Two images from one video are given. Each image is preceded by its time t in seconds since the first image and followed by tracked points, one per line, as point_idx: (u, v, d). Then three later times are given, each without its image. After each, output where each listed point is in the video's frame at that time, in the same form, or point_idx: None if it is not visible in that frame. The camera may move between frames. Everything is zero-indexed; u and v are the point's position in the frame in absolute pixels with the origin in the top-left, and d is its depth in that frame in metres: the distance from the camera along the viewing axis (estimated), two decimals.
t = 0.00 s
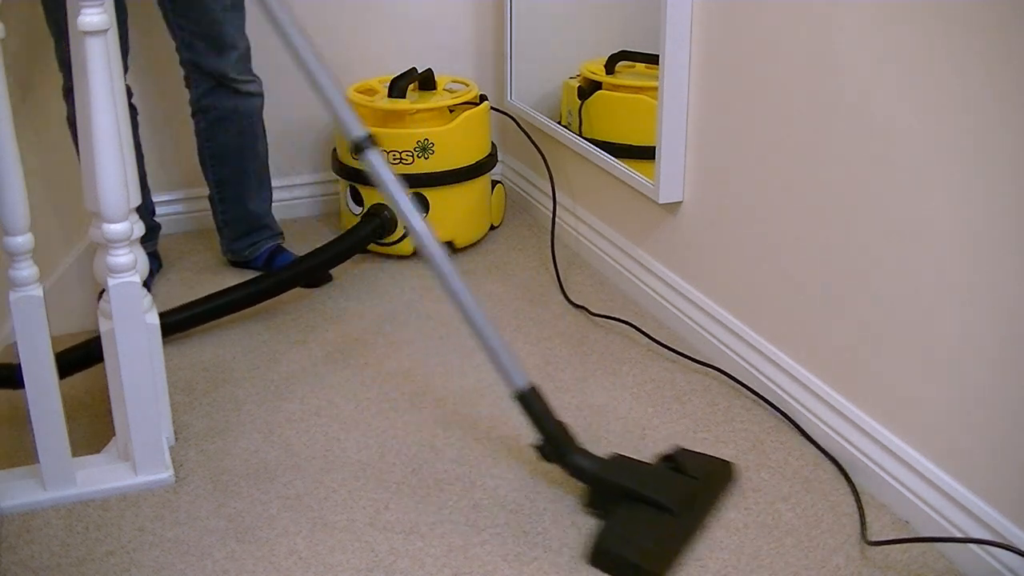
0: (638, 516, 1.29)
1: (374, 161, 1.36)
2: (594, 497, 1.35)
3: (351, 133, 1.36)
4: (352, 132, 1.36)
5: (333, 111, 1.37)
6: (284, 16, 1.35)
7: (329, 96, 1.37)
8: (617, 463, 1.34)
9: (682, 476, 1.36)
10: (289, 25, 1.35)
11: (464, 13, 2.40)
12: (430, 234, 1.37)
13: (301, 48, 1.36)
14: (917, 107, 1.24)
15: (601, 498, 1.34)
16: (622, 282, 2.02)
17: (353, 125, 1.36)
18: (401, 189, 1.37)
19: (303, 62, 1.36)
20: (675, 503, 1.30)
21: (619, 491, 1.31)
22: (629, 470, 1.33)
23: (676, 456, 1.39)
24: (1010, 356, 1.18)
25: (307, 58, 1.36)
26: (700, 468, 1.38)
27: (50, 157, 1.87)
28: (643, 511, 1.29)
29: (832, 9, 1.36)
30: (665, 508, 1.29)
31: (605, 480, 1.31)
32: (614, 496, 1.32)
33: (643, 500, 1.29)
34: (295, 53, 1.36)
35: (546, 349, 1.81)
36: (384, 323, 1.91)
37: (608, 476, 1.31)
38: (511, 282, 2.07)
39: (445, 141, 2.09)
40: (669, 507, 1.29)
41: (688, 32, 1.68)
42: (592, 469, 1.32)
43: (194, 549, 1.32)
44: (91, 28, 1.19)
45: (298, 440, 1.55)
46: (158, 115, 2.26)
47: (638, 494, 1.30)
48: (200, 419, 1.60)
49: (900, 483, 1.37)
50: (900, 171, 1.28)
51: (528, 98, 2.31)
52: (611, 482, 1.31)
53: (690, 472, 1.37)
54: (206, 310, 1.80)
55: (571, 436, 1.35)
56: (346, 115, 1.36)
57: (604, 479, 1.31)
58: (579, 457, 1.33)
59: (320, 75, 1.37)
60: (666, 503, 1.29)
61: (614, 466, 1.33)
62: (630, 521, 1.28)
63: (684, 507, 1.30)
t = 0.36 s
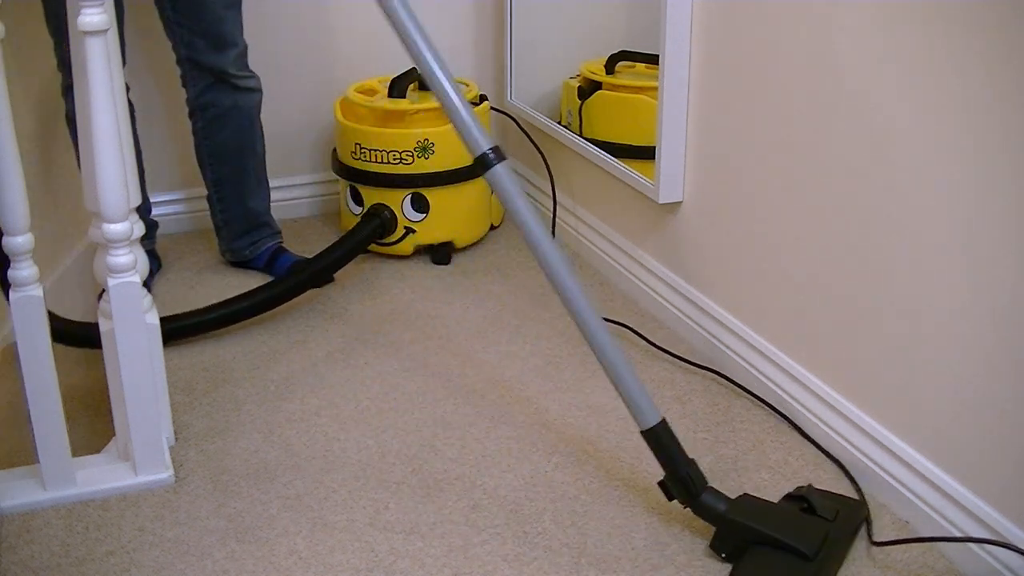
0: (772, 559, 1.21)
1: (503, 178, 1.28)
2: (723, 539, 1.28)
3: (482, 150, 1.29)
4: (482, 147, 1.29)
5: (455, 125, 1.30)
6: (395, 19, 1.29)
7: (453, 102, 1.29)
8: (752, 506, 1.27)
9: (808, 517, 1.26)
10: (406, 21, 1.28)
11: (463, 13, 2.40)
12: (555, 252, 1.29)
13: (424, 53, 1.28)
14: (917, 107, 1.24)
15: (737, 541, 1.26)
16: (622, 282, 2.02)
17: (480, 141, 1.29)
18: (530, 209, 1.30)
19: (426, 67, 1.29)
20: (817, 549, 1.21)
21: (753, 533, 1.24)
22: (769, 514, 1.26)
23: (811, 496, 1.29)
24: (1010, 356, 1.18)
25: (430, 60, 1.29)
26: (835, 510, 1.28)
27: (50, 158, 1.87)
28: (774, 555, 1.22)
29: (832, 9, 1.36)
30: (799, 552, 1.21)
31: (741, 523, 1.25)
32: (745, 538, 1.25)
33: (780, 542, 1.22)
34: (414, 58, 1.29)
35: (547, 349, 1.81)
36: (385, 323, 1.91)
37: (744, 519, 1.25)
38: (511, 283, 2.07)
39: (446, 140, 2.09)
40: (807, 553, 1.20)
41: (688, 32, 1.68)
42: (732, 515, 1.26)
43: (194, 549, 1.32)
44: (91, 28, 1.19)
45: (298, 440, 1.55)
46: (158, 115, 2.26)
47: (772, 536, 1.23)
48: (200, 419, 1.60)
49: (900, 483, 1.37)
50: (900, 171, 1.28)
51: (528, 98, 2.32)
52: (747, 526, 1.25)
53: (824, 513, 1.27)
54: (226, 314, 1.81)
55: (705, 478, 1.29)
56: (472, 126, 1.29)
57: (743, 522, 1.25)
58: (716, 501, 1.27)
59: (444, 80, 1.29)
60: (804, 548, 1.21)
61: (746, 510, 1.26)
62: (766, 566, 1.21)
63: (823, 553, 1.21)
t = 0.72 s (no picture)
0: (588, 506, 1.32)
1: (318, 156, 1.39)
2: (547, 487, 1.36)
3: (295, 133, 1.39)
4: (294, 127, 1.39)
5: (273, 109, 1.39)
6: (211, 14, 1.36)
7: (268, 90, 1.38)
8: (569, 453, 1.34)
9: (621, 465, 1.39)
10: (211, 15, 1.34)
11: (464, 13, 2.40)
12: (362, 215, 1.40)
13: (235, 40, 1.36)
14: (917, 107, 1.24)
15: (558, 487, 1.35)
16: (622, 282, 2.02)
17: (293, 124, 1.39)
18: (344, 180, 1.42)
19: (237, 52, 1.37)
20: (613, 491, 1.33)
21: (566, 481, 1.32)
22: (582, 462, 1.33)
23: (620, 448, 1.43)
24: (1010, 356, 1.17)
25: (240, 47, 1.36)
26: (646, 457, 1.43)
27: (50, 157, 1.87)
28: (592, 501, 1.32)
29: (832, 9, 1.36)
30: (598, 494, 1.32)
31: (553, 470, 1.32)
32: (563, 483, 1.34)
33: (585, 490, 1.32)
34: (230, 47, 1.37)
35: (546, 349, 1.81)
36: (384, 323, 1.91)
37: (559, 466, 1.32)
38: (511, 283, 2.07)
39: (446, 138, 2.08)
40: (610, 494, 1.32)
41: (688, 32, 1.68)
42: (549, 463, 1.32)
43: (194, 549, 1.32)
44: (91, 28, 1.19)
45: (298, 440, 1.55)
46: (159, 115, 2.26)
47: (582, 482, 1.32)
48: (199, 419, 1.60)
49: (900, 483, 1.37)
50: (901, 171, 1.28)
51: (529, 98, 2.31)
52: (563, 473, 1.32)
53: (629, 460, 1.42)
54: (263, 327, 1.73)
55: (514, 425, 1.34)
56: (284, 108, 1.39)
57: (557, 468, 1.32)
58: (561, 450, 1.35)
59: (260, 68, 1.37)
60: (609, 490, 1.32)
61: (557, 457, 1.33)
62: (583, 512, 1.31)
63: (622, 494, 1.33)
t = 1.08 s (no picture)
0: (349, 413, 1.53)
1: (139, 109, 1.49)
2: (309, 391, 1.55)
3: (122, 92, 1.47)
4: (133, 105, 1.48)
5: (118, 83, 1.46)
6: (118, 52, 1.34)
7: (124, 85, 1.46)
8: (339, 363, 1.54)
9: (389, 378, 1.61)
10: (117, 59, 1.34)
11: (464, 14, 2.40)
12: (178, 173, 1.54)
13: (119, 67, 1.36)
14: (918, 107, 1.24)
15: (321, 391, 1.55)
16: (622, 282, 2.02)
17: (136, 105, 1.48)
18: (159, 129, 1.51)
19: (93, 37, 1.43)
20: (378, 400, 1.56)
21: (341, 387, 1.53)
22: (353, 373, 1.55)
23: (387, 362, 1.64)
24: (1011, 356, 1.17)
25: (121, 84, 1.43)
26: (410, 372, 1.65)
27: (49, 158, 1.87)
28: (354, 405, 1.54)
29: (831, 9, 1.36)
30: (364, 403, 1.55)
31: (331, 378, 1.52)
32: (333, 390, 1.54)
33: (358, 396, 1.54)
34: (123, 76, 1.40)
35: (546, 348, 1.81)
36: (384, 323, 1.91)
37: (340, 379, 1.52)
38: (511, 282, 2.07)
39: (446, 138, 2.08)
40: (372, 402, 1.55)
41: (688, 32, 1.68)
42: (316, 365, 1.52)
43: (194, 549, 1.32)
44: (91, 28, 1.19)
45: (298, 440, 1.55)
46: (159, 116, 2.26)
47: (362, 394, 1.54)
48: (200, 419, 1.60)
49: (901, 484, 1.37)
50: (902, 171, 1.28)
51: (528, 98, 2.31)
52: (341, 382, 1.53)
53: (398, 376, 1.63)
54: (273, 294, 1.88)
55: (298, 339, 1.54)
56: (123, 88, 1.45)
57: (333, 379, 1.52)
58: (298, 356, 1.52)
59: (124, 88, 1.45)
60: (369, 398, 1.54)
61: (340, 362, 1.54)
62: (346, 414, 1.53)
63: (388, 402, 1.57)
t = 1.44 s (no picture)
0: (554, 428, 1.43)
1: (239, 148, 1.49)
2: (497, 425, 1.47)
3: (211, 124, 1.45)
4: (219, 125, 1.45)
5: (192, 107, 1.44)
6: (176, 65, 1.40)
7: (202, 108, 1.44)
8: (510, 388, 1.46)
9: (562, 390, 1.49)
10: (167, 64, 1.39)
11: (464, 14, 2.40)
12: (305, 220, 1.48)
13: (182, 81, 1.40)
14: (918, 107, 1.24)
15: (500, 427, 1.47)
16: (623, 282, 2.02)
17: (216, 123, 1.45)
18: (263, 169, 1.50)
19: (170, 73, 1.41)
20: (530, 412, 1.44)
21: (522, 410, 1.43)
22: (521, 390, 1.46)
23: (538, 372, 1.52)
24: (1011, 357, 1.17)
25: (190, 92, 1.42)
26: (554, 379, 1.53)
27: (49, 158, 1.87)
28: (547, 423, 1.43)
29: (832, 9, 1.36)
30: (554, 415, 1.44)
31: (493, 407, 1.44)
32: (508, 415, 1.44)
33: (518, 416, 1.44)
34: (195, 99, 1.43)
35: (546, 349, 1.81)
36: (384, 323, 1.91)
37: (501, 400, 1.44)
38: (511, 283, 2.07)
39: (446, 137, 2.08)
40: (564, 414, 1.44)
41: (688, 32, 1.68)
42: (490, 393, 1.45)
43: (194, 549, 1.32)
44: (91, 28, 1.19)
45: (298, 441, 1.55)
46: (159, 116, 2.26)
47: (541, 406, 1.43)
48: (200, 419, 1.60)
49: (902, 484, 1.37)
50: (901, 172, 1.28)
51: (528, 98, 2.32)
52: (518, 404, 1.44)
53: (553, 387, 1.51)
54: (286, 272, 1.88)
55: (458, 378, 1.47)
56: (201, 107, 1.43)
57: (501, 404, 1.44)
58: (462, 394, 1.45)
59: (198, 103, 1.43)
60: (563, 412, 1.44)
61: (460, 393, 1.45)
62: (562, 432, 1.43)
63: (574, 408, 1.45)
